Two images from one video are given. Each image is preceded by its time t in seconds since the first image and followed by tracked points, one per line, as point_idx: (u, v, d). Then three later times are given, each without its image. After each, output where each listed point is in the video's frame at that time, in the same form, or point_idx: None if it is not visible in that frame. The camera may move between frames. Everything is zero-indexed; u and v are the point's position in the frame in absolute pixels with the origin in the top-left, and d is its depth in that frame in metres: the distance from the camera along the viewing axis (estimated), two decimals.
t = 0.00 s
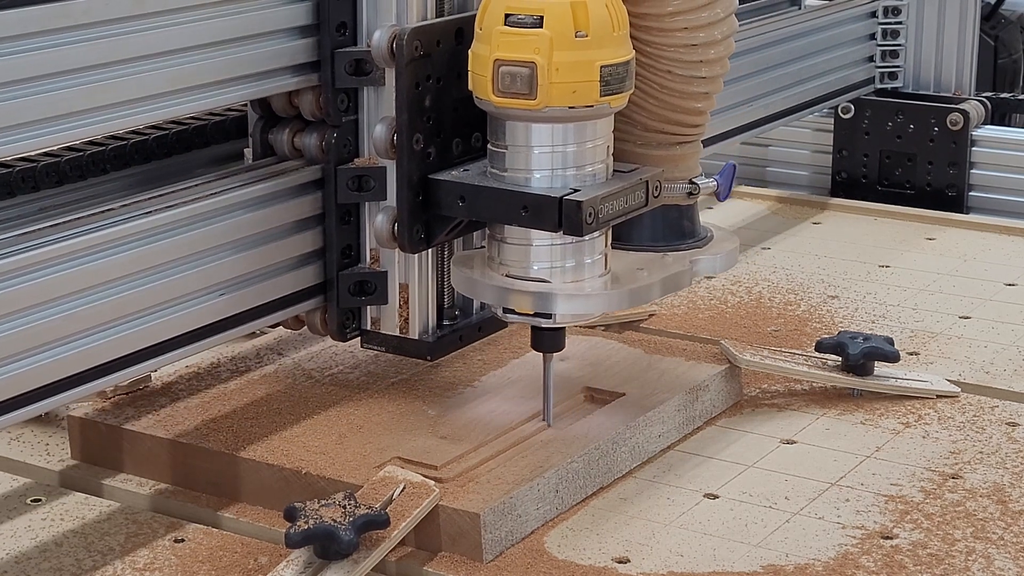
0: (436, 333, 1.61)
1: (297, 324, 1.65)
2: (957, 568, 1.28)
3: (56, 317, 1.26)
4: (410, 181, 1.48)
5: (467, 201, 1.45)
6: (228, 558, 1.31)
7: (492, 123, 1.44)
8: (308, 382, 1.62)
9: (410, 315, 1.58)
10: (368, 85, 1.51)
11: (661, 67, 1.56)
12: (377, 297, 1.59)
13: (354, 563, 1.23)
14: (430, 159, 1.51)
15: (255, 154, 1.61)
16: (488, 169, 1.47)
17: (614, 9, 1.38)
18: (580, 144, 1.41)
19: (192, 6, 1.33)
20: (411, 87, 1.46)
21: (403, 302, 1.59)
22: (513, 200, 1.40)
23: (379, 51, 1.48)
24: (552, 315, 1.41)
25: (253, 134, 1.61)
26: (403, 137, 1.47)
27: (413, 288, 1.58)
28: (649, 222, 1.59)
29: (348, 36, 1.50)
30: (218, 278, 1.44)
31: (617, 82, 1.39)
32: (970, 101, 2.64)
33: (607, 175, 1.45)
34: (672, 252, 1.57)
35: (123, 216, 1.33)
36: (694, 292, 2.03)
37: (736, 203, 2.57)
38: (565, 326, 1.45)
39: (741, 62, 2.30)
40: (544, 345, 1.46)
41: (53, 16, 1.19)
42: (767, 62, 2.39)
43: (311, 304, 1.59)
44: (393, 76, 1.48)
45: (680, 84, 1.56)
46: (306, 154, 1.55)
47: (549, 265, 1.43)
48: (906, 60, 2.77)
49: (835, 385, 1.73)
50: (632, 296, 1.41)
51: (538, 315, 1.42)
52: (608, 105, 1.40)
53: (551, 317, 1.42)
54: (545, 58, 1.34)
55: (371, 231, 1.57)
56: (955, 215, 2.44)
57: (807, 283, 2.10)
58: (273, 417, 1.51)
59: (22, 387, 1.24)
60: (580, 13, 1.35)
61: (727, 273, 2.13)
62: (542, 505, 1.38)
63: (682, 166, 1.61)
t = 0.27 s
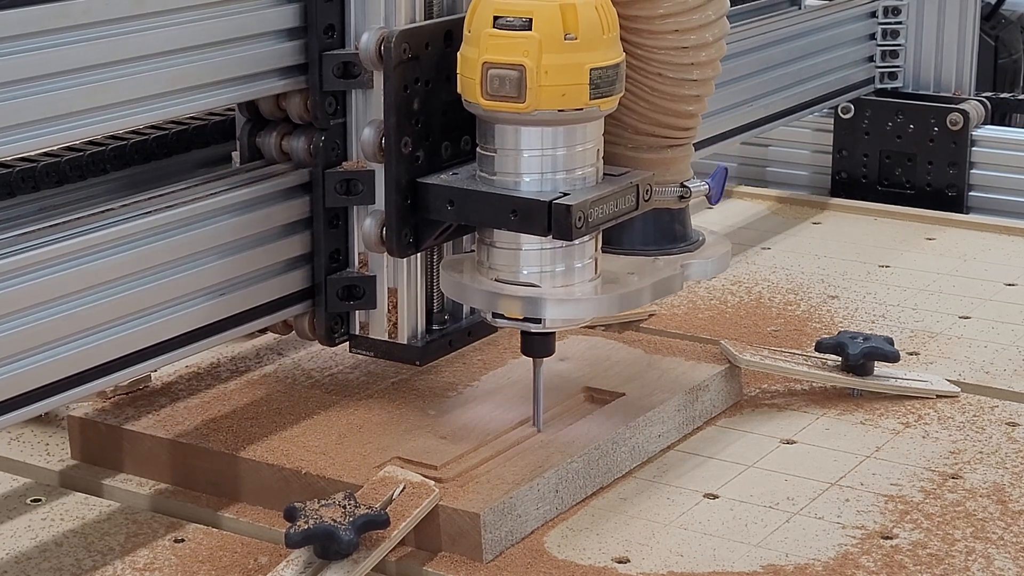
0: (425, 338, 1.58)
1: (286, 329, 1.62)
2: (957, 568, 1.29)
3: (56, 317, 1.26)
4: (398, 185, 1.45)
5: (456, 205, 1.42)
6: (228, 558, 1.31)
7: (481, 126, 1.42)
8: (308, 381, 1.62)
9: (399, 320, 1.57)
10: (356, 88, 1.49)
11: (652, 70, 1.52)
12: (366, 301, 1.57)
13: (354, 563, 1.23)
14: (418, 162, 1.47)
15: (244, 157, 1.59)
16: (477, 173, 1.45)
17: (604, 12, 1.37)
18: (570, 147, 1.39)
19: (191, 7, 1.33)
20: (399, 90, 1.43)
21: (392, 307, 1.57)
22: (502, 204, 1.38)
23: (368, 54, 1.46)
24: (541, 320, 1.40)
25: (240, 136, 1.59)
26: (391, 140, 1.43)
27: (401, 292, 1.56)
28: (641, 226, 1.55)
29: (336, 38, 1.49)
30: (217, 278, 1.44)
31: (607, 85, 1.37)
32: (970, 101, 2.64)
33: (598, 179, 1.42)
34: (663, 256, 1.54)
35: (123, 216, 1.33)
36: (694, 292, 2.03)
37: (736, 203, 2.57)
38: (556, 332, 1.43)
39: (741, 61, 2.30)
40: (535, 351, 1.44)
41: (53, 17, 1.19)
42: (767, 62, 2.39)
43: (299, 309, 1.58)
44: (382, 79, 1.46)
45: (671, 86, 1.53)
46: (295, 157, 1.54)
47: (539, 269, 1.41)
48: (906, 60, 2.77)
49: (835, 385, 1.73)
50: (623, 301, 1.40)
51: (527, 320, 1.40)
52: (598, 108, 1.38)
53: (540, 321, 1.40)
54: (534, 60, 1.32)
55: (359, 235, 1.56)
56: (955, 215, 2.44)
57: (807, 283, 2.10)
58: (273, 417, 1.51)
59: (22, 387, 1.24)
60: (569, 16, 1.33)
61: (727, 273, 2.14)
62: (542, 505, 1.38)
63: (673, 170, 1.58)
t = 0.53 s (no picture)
0: (414, 342, 1.58)
1: (274, 334, 1.61)
2: (957, 568, 1.29)
3: (55, 317, 1.26)
4: (386, 189, 1.44)
5: (445, 209, 1.41)
6: (228, 558, 1.31)
7: (471, 130, 1.41)
8: (308, 381, 1.62)
9: (388, 325, 1.56)
10: (344, 91, 1.48)
11: (642, 72, 1.51)
12: (354, 306, 1.56)
13: (354, 563, 1.23)
14: (407, 166, 1.47)
15: (231, 160, 1.58)
16: (466, 177, 1.44)
17: (594, 15, 1.36)
18: (560, 151, 1.37)
19: (190, 7, 1.33)
20: (387, 93, 1.42)
21: (381, 311, 1.57)
22: (491, 208, 1.37)
23: (355, 56, 1.45)
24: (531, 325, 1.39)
25: (228, 139, 1.58)
26: (379, 143, 1.43)
27: (390, 297, 1.55)
28: (632, 230, 1.55)
29: (324, 41, 1.47)
30: (216, 277, 1.44)
31: (597, 88, 1.36)
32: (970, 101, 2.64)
33: (588, 183, 1.41)
34: (654, 260, 1.53)
35: (123, 216, 1.33)
36: (694, 292, 2.03)
37: (736, 203, 2.57)
38: (545, 336, 1.42)
39: (741, 61, 2.30)
40: (525, 355, 1.43)
41: (54, 17, 1.19)
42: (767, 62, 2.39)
43: (288, 313, 1.56)
44: (370, 82, 1.44)
45: (662, 89, 1.52)
46: (282, 160, 1.53)
47: (528, 274, 1.40)
48: (906, 60, 2.77)
49: (835, 385, 1.73)
50: (613, 306, 1.39)
51: (516, 325, 1.40)
52: (589, 111, 1.37)
53: (529, 326, 1.40)
54: (523, 63, 1.31)
55: (347, 239, 1.54)
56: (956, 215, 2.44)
57: (807, 283, 2.10)
58: (273, 416, 1.51)
59: (22, 387, 1.24)
60: (559, 18, 1.32)
61: (727, 273, 2.14)
62: (543, 505, 1.38)
63: (664, 174, 1.57)
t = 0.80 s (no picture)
0: (404, 347, 1.57)
1: (261, 338, 1.60)
2: (957, 568, 1.29)
3: (56, 317, 1.26)
4: (374, 193, 1.43)
5: (434, 213, 1.40)
6: (228, 558, 1.31)
7: (459, 133, 1.40)
8: (307, 382, 1.62)
9: (376, 329, 1.55)
10: (332, 94, 1.47)
11: (633, 76, 1.51)
12: (343, 311, 1.55)
13: (354, 563, 1.23)
14: (395, 170, 1.45)
15: (218, 164, 1.56)
16: (455, 180, 1.42)
17: (583, 17, 1.34)
18: (550, 155, 1.36)
19: (189, 7, 1.33)
20: (375, 96, 1.41)
21: (370, 316, 1.55)
22: (480, 212, 1.35)
23: (342, 59, 1.44)
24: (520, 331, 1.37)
25: (215, 143, 1.56)
26: (367, 147, 1.41)
27: (378, 301, 1.54)
28: (623, 233, 1.55)
29: (311, 44, 1.46)
30: (216, 277, 1.44)
31: (586, 91, 1.35)
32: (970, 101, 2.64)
33: (578, 187, 1.40)
34: (645, 264, 1.53)
35: (124, 216, 1.33)
36: (694, 292, 2.03)
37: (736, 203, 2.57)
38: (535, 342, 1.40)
39: (741, 60, 2.31)
40: (515, 360, 1.41)
41: (54, 16, 1.19)
42: (767, 61, 2.39)
43: (276, 318, 1.54)
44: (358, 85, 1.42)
45: (653, 92, 1.52)
46: (269, 164, 1.51)
47: (518, 278, 1.39)
48: (906, 60, 2.77)
49: (835, 385, 1.73)
50: (603, 310, 1.37)
51: (505, 330, 1.37)
52: (579, 114, 1.36)
53: (518, 332, 1.37)
54: (512, 66, 1.30)
55: (335, 244, 1.53)
56: (956, 215, 2.44)
57: (807, 283, 2.10)
58: (273, 416, 1.51)
59: (23, 387, 1.24)
60: (547, 20, 1.31)
61: (727, 273, 2.14)
62: (543, 505, 1.38)
63: (656, 177, 1.57)
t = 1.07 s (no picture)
0: (392, 353, 1.55)
1: (248, 344, 1.58)
2: (957, 568, 1.29)
3: (56, 317, 1.26)
4: (362, 197, 1.41)
5: (422, 217, 1.39)
6: (228, 558, 1.31)
7: (448, 136, 1.38)
8: (307, 382, 1.62)
9: (364, 335, 1.53)
10: (319, 97, 1.45)
11: (623, 78, 1.50)
12: (331, 316, 1.53)
13: (354, 563, 1.23)
14: (383, 173, 1.44)
15: (205, 167, 1.54)
16: (443, 184, 1.41)
17: (573, 19, 1.33)
18: (539, 158, 1.35)
19: (188, 7, 1.33)
20: (362, 99, 1.39)
21: (357, 321, 1.54)
22: (469, 216, 1.34)
23: (330, 62, 1.43)
24: (509, 335, 1.36)
25: (202, 146, 1.54)
26: (355, 150, 1.40)
27: (366, 306, 1.53)
28: (614, 237, 1.53)
29: (298, 46, 1.45)
30: (215, 277, 1.44)
31: (576, 94, 1.34)
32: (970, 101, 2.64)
33: (568, 191, 1.39)
34: (635, 268, 1.52)
35: (124, 216, 1.33)
36: (694, 292, 2.03)
37: (736, 203, 2.57)
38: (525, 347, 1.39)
39: (742, 60, 2.31)
40: (505, 366, 1.40)
41: (55, 16, 1.19)
42: (767, 62, 2.39)
43: (263, 323, 1.53)
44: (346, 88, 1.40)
45: (643, 95, 1.51)
46: (256, 168, 1.49)
47: (508, 283, 1.37)
48: (906, 60, 2.77)
49: (835, 385, 1.73)
50: (591, 315, 1.36)
51: (494, 335, 1.37)
52: (568, 118, 1.34)
53: (507, 337, 1.37)
54: (500, 69, 1.28)
55: (323, 248, 1.52)
56: (956, 214, 2.44)
57: (807, 283, 2.10)
58: (273, 416, 1.51)
59: (24, 387, 1.24)
60: (537, 23, 1.30)
61: (727, 274, 2.14)
62: (543, 505, 1.38)
63: (646, 180, 1.56)
